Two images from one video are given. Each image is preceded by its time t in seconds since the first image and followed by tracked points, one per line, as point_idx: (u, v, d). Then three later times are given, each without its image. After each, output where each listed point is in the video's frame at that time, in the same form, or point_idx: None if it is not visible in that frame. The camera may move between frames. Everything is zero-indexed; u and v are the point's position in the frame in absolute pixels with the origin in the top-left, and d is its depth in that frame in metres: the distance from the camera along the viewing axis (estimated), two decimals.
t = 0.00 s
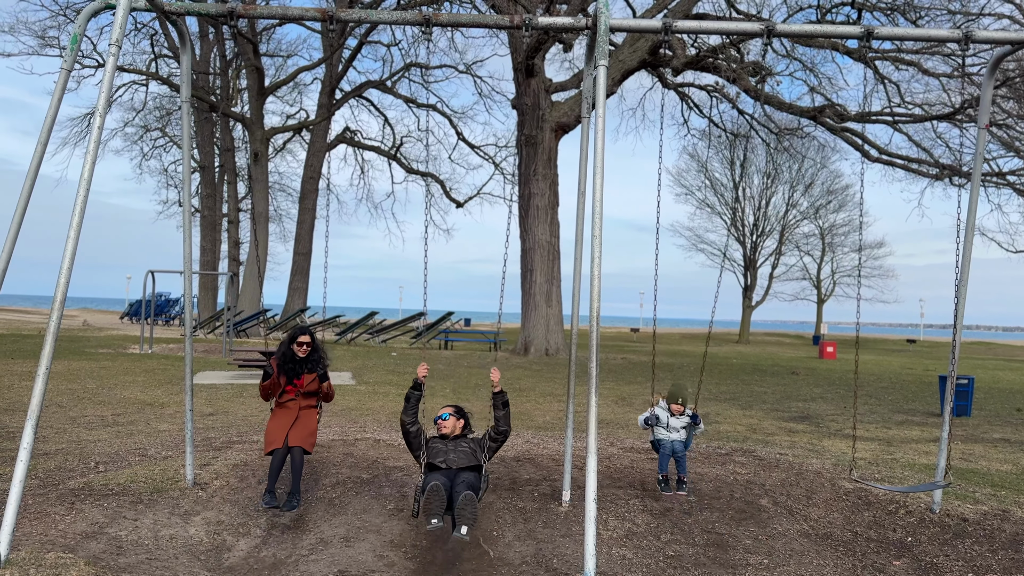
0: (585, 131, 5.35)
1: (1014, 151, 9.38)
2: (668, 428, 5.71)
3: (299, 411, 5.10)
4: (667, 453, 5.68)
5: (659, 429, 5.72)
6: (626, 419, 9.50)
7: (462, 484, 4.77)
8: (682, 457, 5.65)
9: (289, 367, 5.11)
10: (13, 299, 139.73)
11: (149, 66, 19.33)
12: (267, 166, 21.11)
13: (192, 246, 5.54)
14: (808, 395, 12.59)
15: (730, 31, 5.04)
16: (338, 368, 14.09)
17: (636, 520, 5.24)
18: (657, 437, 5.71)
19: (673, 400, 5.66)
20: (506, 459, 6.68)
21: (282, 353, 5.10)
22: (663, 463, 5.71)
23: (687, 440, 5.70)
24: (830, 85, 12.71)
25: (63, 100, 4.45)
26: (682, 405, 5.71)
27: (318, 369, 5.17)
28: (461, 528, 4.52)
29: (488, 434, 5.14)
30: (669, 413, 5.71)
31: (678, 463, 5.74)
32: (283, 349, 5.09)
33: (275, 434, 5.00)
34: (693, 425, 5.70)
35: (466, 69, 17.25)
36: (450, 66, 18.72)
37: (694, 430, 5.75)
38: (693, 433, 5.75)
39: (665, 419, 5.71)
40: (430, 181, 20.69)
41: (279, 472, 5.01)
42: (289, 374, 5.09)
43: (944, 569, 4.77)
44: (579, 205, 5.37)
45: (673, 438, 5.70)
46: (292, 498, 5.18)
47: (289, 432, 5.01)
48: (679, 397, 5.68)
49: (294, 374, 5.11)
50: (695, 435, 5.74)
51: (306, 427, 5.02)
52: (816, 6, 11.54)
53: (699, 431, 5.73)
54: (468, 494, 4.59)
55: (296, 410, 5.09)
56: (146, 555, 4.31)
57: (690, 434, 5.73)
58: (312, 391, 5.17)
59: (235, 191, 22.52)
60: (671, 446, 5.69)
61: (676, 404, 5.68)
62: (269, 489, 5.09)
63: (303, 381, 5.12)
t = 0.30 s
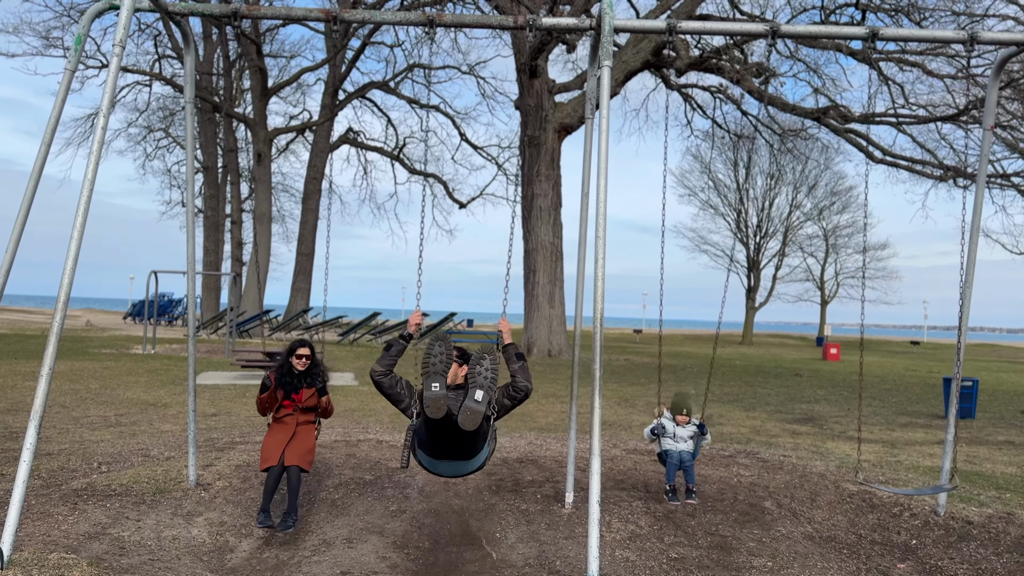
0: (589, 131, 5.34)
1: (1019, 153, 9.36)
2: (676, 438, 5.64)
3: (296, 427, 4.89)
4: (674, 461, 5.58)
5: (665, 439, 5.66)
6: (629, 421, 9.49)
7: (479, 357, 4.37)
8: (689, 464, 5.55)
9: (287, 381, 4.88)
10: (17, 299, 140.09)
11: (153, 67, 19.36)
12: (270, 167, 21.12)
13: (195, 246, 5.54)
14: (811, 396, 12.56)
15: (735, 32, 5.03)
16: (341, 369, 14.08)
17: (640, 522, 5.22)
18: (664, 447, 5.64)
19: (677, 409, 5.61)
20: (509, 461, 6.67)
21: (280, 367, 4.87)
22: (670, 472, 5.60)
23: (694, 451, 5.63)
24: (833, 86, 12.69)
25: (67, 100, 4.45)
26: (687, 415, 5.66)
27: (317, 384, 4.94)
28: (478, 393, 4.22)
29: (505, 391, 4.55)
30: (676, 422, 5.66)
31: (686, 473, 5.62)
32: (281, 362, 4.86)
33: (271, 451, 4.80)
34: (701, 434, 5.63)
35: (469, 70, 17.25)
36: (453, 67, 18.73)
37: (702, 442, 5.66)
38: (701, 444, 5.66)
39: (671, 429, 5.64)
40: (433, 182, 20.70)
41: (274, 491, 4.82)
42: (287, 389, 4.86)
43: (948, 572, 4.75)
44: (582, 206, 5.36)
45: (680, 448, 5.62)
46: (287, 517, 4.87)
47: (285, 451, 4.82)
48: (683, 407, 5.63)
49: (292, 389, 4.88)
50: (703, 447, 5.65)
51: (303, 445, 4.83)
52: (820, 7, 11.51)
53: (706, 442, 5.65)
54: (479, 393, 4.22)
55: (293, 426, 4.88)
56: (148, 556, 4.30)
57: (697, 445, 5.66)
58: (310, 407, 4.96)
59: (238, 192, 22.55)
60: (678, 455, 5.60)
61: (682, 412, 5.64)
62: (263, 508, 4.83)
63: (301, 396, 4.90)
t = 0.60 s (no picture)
0: (593, 132, 5.32)
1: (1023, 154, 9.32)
2: (689, 463, 5.27)
3: (285, 453, 4.56)
4: (689, 487, 5.19)
5: (678, 464, 5.28)
6: (632, 422, 9.47)
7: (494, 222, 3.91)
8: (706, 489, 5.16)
9: (277, 404, 4.58)
10: (21, 298, 140.35)
11: (156, 67, 19.37)
12: (273, 167, 21.12)
13: (198, 246, 5.53)
14: (815, 398, 12.52)
15: (739, 33, 5.01)
16: (344, 369, 14.07)
17: (642, 524, 5.21)
18: (678, 473, 5.24)
19: (690, 433, 5.26)
20: (512, 462, 6.65)
21: (270, 389, 4.59)
22: (686, 499, 5.17)
23: (710, 477, 5.25)
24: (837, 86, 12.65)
25: (71, 100, 4.44)
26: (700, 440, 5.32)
27: (308, 407, 4.62)
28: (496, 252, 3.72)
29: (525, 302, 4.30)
30: (689, 448, 5.29)
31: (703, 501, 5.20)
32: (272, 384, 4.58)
33: (256, 475, 4.45)
34: (717, 459, 5.26)
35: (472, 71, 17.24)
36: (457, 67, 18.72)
37: (717, 468, 5.28)
38: (716, 471, 5.27)
39: (684, 454, 5.27)
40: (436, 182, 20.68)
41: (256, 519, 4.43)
42: (276, 411, 4.56)
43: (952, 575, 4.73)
44: (586, 206, 5.35)
45: (695, 474, 5.25)
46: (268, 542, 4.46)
47: (271, 475, 4.47)
48: (696, 431, 5.27)
49: (282, 412, 4.58)
50: (718, 473, 5.27)
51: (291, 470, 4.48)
52: (824, 8, 11.48)
53: (722, 468, 5.27)
54: (496, 253, 3.69)
55: (282, 451, 4.55)
56: (151, 557, 4.30)
57: (711, 470, 5.29)
58: (302, 432, 4.62)
59: (241, 192, 22.56)
60: (694, 480, 5.21)
61: (694, 436, 5.29)
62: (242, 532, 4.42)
63: (292, 420, 4.59)
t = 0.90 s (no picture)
0: (596, 131, 5.31)
1: None
2: (710, 487, 4.91)
3: (266, 467, 4.29)
4: (713, 510, 4.79)
5: (699, 489, 4.91)
6: (635, 422, 9.47)
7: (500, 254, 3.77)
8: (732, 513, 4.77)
9: (260, 417, 4.38)
10: (24, 297, 140.69)
11: (159, 67, 19.39)
12: (275, 167, 21.13)
13: (201, 246, 5.53)
14: (818, 398, 12.49)
15: (743, 32, 4.99)
16: (346, 369, 14.06)
17: (645, 525, 5.20)
18: (700, 498, 4.87)
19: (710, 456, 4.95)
20: (514, 462, 6.64)
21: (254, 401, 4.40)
22: (710, 523, 4.76)
23: (735, 501, 4.87)
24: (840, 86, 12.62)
25: (73, 100, 4.44)
26: (720, 465, 4.99)
27: (294, 420, 4.40)
28: (500, 297, 3.71)
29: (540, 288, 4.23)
30: (709, 472, 4.96)
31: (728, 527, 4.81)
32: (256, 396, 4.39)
33: (231, 488, 4.17)
34: (742, 481, 4.89)
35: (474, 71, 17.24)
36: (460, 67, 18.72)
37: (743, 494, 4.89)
38: (742, 496, 4.88)
39: (704, 478, 4.93)
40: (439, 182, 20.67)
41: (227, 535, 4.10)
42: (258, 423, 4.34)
43: None
44: (589, 206, 5.34)
45: (718, 498, 4.87)
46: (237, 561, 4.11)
47: (247, 488, 4.18)
48: (716, 454, 4.97)
49: (265, 425, 4.37)
50: (743, 499, 4.88)
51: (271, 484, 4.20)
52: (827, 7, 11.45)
53: (747, 492, 4.88)
54: (501, 297, 3.71)
55: (262, 465, 4.29)
56: (154, 557, 4.29)
57: (735, 495, 4.92)
58: (286, 447, 4.38)
59: (244, 191, 22.58)
60: (717, 504, 4.83)
61: (714, 459, 4.97)
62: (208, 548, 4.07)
63: (275, 433, 4.36)
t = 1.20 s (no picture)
0: (600, 129, 5.31)
1: None
2: (735, 494, 4.57)
3: (244, 462, 4.11)
4: (741, 512, 4.45)
5: (723, 496, 4.57)
6: (637, 421, 9.46)
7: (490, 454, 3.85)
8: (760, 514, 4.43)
9: (242, 410, 4.23)
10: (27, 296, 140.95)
11: (162, 65, 19.41)
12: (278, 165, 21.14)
13: (204, 244, 5.53)
14: (821, 397, 12.48)
15: (747, 30, 4.98)
16: (348, 367, 14.07)
17: (648, 523, 5.20)
18: (724, 503, 4.53)
19: (731, 462, 4.63)
20: (517, 461, 6.64)
21: (237, 394, 4.26)
22: (738, 523, 4.41)
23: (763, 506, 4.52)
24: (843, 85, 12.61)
25: (76, 98, 4.44)
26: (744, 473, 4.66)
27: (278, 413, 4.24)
28: (490, 489, 3.84)
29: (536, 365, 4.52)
30: (732, 479, 4.63)
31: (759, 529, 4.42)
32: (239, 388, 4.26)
33: (205, 480, 3.99)
34: (771, 487, 4.58)
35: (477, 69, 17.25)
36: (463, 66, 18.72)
37: (772, 501, 4.56)
38: (771, 503, 4.55)
39: (728, 485, 4.61)
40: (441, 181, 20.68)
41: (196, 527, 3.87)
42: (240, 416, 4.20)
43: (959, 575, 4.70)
44: (593, 205, 5.33)
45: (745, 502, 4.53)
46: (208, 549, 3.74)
47: (222, 481, 4.01)
48: (737, 458, 4.64)
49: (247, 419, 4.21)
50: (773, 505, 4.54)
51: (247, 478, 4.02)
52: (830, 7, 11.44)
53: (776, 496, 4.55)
54: (492, 489, 3.83)
55: (240, 459, 4.11)
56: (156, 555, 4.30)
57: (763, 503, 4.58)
58: (267, 442, 4.20)
59: (246, 189, 22.60)
60: (744, 506, 4.49)
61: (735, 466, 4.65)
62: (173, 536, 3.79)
63: (258, 427, 4.20)
